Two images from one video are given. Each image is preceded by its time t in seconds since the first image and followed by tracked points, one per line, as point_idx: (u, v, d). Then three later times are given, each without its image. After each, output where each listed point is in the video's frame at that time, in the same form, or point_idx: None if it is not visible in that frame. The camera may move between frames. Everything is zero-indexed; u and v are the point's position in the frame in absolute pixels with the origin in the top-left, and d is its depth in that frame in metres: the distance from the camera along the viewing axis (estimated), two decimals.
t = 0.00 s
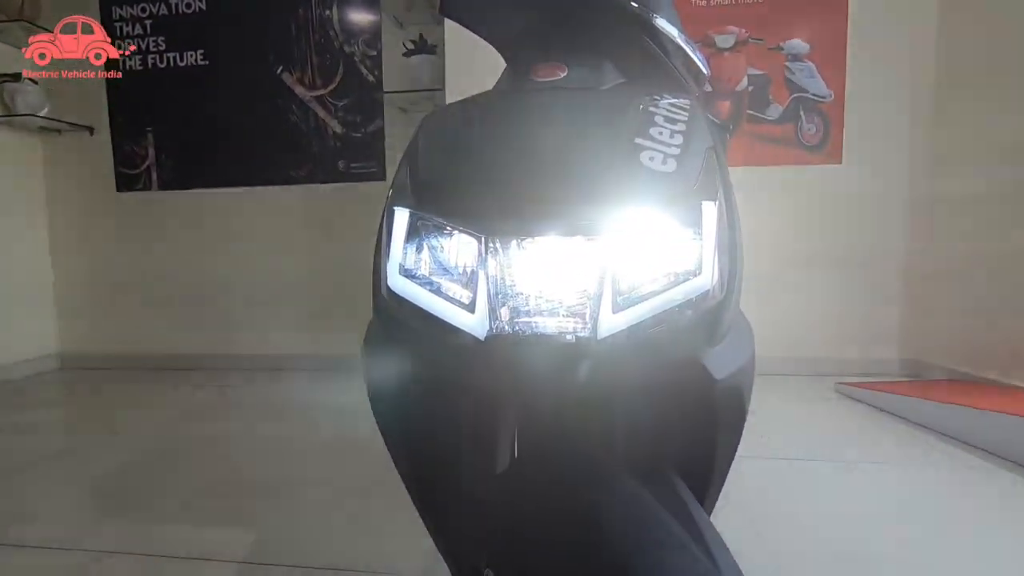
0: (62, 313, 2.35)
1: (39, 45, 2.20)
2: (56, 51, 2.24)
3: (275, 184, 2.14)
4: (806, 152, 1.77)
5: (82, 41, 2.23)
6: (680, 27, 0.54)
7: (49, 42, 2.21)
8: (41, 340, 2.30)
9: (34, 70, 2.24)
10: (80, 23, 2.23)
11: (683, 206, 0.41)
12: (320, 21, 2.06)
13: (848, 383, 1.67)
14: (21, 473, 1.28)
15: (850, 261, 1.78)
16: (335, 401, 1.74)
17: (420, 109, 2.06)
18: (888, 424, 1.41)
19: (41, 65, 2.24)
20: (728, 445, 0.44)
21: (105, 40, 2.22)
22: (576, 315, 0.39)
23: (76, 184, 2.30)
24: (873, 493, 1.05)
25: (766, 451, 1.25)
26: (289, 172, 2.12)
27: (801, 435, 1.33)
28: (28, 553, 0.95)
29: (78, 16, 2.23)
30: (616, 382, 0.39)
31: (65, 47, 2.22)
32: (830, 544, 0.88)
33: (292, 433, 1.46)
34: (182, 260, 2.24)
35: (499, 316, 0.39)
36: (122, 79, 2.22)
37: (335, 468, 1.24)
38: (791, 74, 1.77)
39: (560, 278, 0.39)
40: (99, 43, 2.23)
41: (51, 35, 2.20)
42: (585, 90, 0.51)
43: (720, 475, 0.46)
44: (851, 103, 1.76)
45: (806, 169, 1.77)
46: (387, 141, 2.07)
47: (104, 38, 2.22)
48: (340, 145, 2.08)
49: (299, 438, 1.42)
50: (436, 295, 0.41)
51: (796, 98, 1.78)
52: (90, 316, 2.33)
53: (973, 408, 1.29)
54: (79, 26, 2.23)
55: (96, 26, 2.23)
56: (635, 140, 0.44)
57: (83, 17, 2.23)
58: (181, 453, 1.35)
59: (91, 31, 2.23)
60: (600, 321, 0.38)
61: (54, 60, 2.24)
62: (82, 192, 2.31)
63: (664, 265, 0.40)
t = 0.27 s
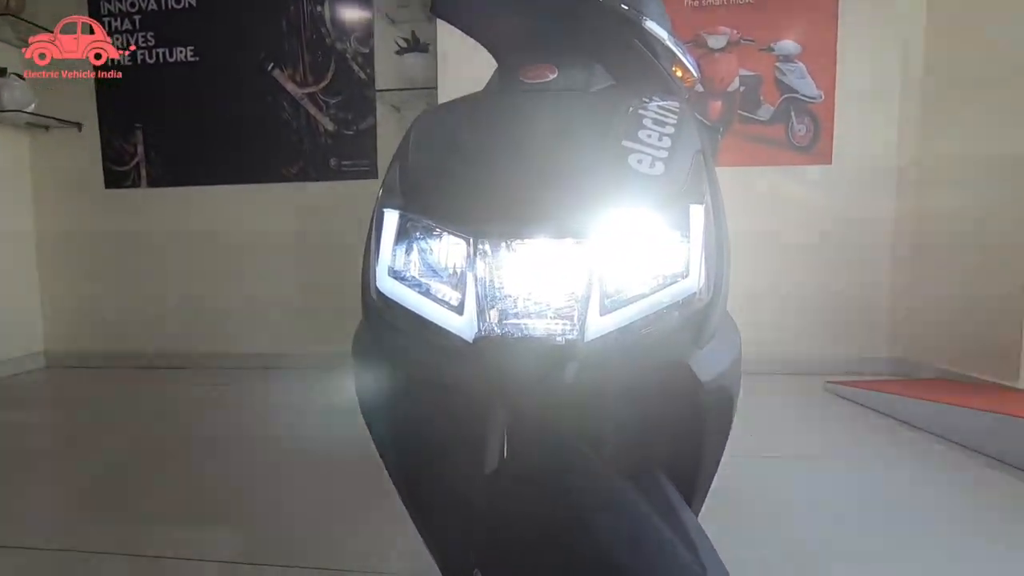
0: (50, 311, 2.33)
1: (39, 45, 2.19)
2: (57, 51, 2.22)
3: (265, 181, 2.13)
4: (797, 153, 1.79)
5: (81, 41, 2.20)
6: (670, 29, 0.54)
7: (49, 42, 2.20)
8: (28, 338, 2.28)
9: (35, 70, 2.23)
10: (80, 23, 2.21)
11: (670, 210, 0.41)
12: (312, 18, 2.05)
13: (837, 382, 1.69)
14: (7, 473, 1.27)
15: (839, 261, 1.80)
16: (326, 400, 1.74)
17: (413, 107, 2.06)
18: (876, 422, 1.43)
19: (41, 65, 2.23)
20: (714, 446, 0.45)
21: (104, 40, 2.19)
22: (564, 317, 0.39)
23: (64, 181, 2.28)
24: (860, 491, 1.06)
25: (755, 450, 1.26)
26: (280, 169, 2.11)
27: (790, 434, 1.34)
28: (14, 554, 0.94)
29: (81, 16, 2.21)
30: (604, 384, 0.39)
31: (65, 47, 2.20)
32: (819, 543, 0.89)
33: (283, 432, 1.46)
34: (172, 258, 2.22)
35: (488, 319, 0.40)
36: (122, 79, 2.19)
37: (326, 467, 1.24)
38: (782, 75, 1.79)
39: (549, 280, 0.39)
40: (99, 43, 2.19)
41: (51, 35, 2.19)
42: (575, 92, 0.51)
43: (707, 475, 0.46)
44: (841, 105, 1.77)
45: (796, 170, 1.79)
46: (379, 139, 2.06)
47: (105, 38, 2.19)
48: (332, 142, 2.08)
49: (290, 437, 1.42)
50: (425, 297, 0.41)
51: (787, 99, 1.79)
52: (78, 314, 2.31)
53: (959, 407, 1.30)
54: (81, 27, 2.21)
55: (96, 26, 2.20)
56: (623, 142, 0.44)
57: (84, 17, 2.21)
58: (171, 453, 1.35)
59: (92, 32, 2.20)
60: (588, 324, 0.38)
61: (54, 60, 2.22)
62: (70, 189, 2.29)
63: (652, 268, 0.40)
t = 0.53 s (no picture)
0: (40, 308, 2.32)
1: (39, 45, 2.17)
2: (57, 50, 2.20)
3: (256, 178, 2.11)
4: (789, 148, 1.79)
5: (81, 41, 2.18)
6: (659, 23, 0.54)
7: (49, 42, 2.18)
8: (18, 337, 2.26)
9: (35, 70, 2.21)
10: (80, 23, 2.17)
11: (653, 206, 0.41)
12: (303, 12, 2.03)
13: (829, 377, 1.69)
14: None
15: (832, 256, 1.80)
16: (318, 398, 1.73)
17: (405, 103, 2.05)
18: (867, 417, 1.43)
19: (41, 65, 2.21)
20: (700, 444, 0.44)
21: (105, 40, 2.16)
22: (547, 314, 0.39)
23: (53, 179, 2.26)
24: (851, 487, 1.06)
25: (747, 446, 1.25)
26: (271, 165, 2.10)
27: (782, 430, 1.35)
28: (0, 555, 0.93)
29: (81, 16, 2.18)
30: (588, 382, 0.39)
31: (65, 47, 2.19)
32: (811, 539, 0.89)
33: (275, 429, 1.45)
34: (163, 255, 2.21)
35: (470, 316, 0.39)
36: (122, 79, 2.17)
37: (317, 465, 1.23)
38: (775, 70, 1.78)
39: (531, 277, 0.39)
40: (100, 44, 2.17)
41: (51, 35, 2.18)
42: (561, 87, 0.51)
43: (693, 473, 0.46)
44: (833, 100, 1.77)
45: (788, 165, 1.79)
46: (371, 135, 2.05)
47: (105, 39, 2.16)
48: (323, 138, 2.06)
49: (282, 435, 1.41)
50: (407, 294, 0.41)
51: (780, 94, 1.79)
52: (68, 313, 2.29)
53: (950, 402, 1.31)
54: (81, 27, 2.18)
55: (96, 26, 2.17)
56: (608, 137, 0.43)
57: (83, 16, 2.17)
58: (161, 452, 1.34)
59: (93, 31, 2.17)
60: (570, 320, 0.37)
61: (54, 60, 2.20)
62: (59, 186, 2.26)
63: (636, 264, 0.40)
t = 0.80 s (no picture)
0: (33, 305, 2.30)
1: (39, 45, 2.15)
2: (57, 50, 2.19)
3: (250, 173, 2.10)
4: (784, 142, 1.78)
5: (81, 41, 2.16)
6: (652, 13, 0.53)
7: (49, 42, 2.17)
8: (11, 334, 2.25)
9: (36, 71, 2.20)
10: (80, 23, 2.15)
11: (644, 197, 0.40)
12: (296, 7, 2.02)
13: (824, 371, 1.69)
14: None
15: (826, 250, 1.80)
16: (313, 394, 1.73)
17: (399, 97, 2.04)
18: (861, 411, 1.44)
19: (41, 65, 2.19)
20: (693, 438, 0.44)
21: (105, 40, 2.14)
22: (538, 306, 0.38)
23: (45, 174, 2.25)
24: (844, 480, 1.07)
25: (741, 439, 1.26)
26: (265, 161, 2.09)
27: (777, 423, 1.35)
28: None
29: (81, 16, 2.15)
30: (580, 375, 0.38)
31: (65, 47, 2.17)
32: (804, 531, 0.89)
33: (270, 425, 1.45)
34: (156, 251, 2.20)
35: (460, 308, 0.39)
36: (123, 79, 2.15)
37: (312, 460, 1.23)
38: (771, 64, 1.78)
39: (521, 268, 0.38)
40: (100, 44, 2.15)
41: (51, 35, 2.16)
42: (552, 78, 0.50)
43: (685, 467, 0.46)
44: (828, 94, 1.77)
45: (783, 159, 1.79)
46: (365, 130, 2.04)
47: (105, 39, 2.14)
48: (317, 133, 2.05)
49: (276, 431, 1.41)
50: (397, 287, 0.40)
51: (775, 88, 1.78)
52: (62, 309, 2.28)
53: (944, 396, 1.31)
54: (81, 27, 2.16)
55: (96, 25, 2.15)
56: (600, 128, 0.43)
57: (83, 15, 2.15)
58: (155, 448, 1.34)
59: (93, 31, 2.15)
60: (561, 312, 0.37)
61: (54, 60, 2.19)
62: (52, 181, 2.25)
63: (627, 256, 0.40)
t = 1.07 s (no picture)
0: (34, 302, 2.31)
1: (39, 45, 2.16)
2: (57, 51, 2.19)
3: (251, 170, 2.10)
4: (786, 138, 1.78)
5: (81, 41, 2.16)
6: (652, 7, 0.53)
7: (49, 42, 2.17)
8: (13, 331, 2.25)
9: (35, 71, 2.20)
10: (81, 23, 2.15)
11: (644, 192, 0.40)
12: (297, 4, 2.02)
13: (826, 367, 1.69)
14: None
15: (828, 246, 1.80)
16: (314, 392, 1.73)
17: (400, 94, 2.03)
18: (863, 407, 1.43)
19: (41, 65, 2.19)
20: (692, 435, 0.44)
21: (105, 40, 2.15)
22: (536, 302, 0.38)
23: (46, 172, 2.25)
24: (845, 476, 1.07)
25: (742, 435, 1.25)
26: (265, 158, 2.09)
27: (778, 419, 1.35)
28: None
29: (81, 16, 2.15)
30: (579, 372, 0.38)
31: (65, 47, 2.18)
32: (805, 528, 0.89)
33: (271, 422, 1.45)
34: (157, 249, 2.20)
35: (458, 304, 0.39)
36: (122, 79, 2.15)
37: (314, 458, 1.23)
38: (773, 59, 1.77)
39: (518, 264, 0.38)
40: (99, 44, 2.15)
41: (51, 35, 2.17)
42: (551, 72, 0.50)
43: (685, 464, 0.46)
44: (830, 89, 1.76)
45: (784, 155, 1.78)
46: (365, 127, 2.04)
47: (104, 39, 2.14)
48: (318, 131, 2.05)
49: (278, 428, 1.41)
50: (394, 283, 0.40)
51: (777, 83, 1.78)
52: (63, 307, 2.28)
53: (947, 392, 1.30)
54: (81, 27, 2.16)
55: (96, 25, 2.15)
56: (599, 122, 0.43)
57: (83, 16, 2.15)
58: (156, 445, 1.34)
59: (92, 31, 2.15)
60: (559, 308, 0.37)
61: (54, 60, 2.19)
62: (53, 178, 2.25)
63: (627, 251, 0.40)
